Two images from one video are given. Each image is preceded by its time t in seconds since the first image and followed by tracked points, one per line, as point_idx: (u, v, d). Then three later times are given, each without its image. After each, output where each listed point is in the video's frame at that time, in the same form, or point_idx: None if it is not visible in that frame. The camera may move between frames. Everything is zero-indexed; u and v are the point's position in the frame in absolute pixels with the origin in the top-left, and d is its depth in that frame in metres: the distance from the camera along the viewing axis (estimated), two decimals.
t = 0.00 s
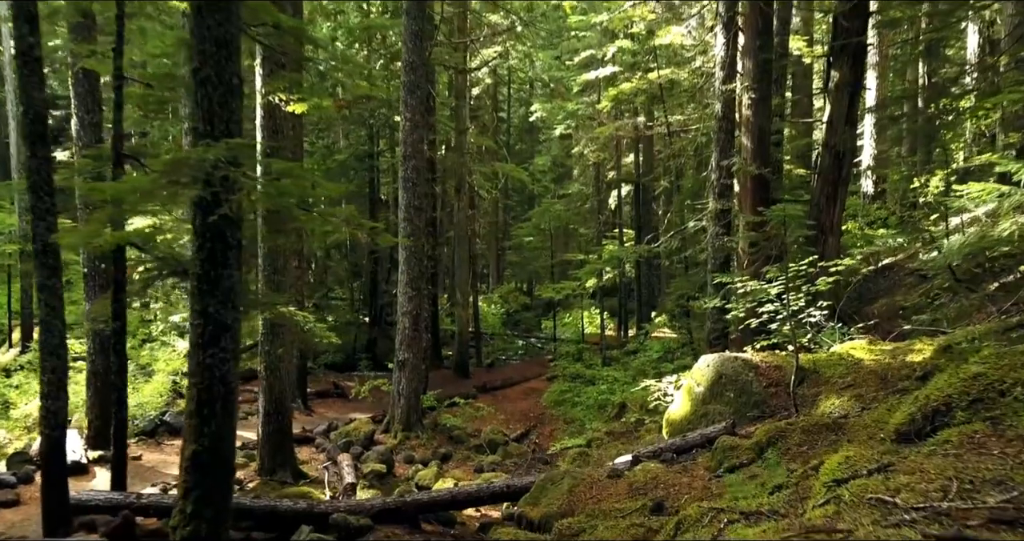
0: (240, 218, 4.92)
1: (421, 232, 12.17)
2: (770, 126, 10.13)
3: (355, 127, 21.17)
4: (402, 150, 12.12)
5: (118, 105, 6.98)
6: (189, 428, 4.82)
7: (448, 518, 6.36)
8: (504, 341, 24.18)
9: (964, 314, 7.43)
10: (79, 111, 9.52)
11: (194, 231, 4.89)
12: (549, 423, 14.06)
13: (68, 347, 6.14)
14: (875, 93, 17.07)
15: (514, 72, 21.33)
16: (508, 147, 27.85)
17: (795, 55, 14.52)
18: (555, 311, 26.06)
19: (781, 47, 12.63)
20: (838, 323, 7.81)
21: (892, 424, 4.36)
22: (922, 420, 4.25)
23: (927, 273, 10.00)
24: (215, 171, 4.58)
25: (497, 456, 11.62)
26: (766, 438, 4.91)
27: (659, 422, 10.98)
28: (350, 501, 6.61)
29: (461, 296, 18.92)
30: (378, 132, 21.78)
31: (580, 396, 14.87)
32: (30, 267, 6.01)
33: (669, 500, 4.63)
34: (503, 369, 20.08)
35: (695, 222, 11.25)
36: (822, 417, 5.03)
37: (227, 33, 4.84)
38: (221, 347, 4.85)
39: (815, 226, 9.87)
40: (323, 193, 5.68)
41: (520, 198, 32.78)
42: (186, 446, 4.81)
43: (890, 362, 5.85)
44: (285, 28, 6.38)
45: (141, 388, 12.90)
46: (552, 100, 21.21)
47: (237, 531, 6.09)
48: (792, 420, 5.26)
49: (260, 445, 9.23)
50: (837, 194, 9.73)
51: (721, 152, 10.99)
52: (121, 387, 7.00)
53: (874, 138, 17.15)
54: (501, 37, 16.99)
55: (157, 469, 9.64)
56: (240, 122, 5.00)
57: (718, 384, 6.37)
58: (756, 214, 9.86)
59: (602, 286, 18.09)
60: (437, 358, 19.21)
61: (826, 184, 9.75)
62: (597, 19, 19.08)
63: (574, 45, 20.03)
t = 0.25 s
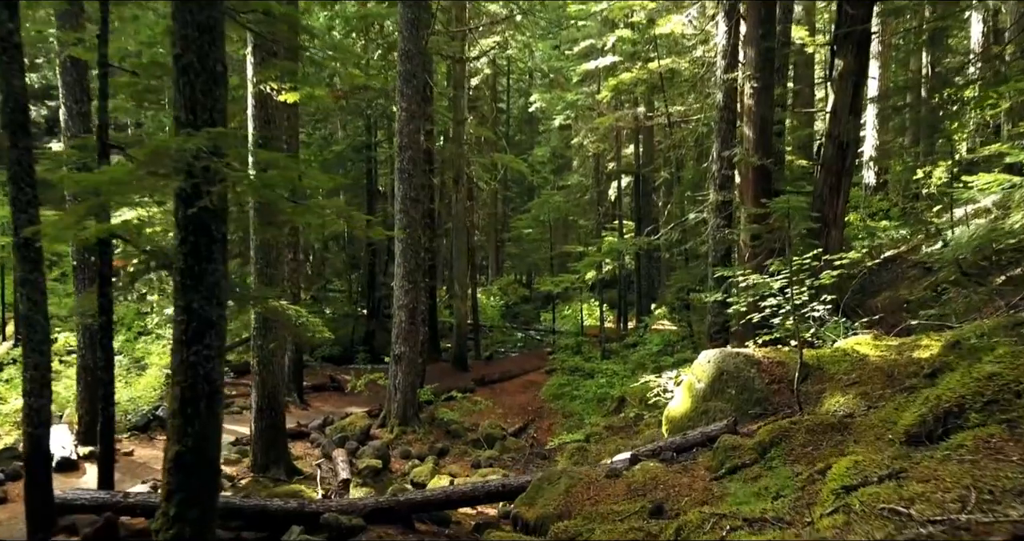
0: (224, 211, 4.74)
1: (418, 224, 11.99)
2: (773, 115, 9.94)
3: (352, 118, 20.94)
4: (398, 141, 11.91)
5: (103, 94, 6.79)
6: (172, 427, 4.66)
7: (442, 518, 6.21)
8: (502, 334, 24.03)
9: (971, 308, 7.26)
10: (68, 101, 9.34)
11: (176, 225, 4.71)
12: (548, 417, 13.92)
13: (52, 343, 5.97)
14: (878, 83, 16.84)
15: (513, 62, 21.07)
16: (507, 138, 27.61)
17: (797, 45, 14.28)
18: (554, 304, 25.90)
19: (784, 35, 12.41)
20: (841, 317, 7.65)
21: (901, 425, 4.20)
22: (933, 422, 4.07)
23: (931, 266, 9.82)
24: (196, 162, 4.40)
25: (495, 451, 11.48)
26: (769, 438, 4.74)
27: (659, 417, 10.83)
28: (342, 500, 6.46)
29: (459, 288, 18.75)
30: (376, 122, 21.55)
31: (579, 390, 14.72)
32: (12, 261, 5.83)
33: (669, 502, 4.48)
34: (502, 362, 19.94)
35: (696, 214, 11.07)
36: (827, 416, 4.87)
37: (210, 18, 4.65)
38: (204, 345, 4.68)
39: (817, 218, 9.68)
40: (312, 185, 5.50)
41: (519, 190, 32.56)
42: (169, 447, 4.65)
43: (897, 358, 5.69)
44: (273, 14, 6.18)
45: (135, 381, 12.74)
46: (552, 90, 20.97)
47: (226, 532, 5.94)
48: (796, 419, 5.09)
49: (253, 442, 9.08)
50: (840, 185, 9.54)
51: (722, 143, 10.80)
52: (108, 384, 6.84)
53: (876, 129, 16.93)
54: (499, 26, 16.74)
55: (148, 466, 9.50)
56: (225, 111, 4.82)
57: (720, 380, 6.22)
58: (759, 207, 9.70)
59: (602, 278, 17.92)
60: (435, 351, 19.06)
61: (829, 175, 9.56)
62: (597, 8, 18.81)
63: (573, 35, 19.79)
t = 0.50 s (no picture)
0: (208, 203, 4.57)
1: (414, 217, 11.82)
2: (775, 105, 9.75)
3: (350, 109, 20.70)
4: (394, 131, 11.72)
5: (88, 83, 6.60)
6: (155, 427, 4.50)
7: (437, 518, 6.08)
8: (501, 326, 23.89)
9: (978, 303, 7.10)
10: (56, 90, 9.15)
11: (158, 217, 4.54)
12: (546, 411, 13.78)
13: (35, 338, 5.79)
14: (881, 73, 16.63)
15: (512, 52, 20.83)
16: (506, 129, 27.40)
17: (801, 34, 14.06)
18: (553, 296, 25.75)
19: (788, 23, 12.20)
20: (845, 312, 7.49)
21: (912, 427, 4.04)
22: (946, 424, 3.91)
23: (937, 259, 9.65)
24: (177, 152, 4.22)
25: (492, 446, 11.36)
26: (773, 439, 4.59)
27: (658, 411, 10.68)
28: (334, 499, 6.32)
29: (458, 280, 18.59)
30: (373, 113, 21.32)
31: (578, 383, 14.58)
32: None
33: (670, 505, 4.32)
34: (501, 354, 19.80)
35: (697, 206, 10.89)
36: (833, 415, 4.71)
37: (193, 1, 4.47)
38: (188, 342, 4.52)
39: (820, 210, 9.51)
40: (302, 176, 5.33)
41: (518, 181, 32.35)
42: (151, 447, 4.50)
43: (903, 355, 5.54)
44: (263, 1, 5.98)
45: (128, 375, 12.57)
46: (551, 80, 20.75)
47: (214, 531, 5.80)
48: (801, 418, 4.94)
49: (246, 437, 8.94)
50: (844, 177, 9.37)
51: (724, 134, 10.62)
52: (95, 379, 6.67)
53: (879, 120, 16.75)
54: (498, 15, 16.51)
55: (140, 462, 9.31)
56: (210, 99, 4.63)
57: (721, 377, 6.07)
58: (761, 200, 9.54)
59: (601, 271, 17.75)
60: (433, 343, 18.91)
61: (833, 167, 9.38)
62: None
63: (573, 25, 19.55)
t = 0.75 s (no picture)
0: (190, 195, 4.39)
1: (411, 209, 11.64)
2: (778, 95, 9.56)
3: (347, 99, 20.47)
4: (390, 122, 11.52)
5: (72, 71, 6.40)
6: (136, 428, 4.34)
7: (431, 519, 5.93)
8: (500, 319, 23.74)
9: (986, 297, 6.93)
10: (43, 79, 8.96)
11: (138, 210, 4.36)
12: (545, 405, 13.63)
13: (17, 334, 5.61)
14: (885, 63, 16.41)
15: (511, 41, 20.58)
16: (505, 120, 27.17)
17: (803, 23, 13.83)
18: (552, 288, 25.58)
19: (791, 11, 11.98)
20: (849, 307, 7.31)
21: (924, 430, 3.88)
22: (960, 427, 3.74)
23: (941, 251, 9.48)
24: (155, 141, 4.04)
25: (490, 441, 11.21)
26: (778, 441, 4.42)
27: (658, 406, 10.53)
28: (326, 498, 6.17)
29: (456, 273, 18.43)
30: (371, 104, 21.09)
31: (577, 377, 14.43)
32: None
33: (671, 508, 4.16)
34: (499, 347, 19.66)
35: (698, 197, 10.69)
36: (840, 415, 4.55)
37: None
38: (171, 340, 4.35)
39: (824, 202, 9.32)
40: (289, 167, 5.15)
41: (517, 172, 32.13)
42: (132, 448, 4.33)
43: (911, 351, 5.38)
44: None
45: (121, 368, 12.41)
46: (550, 70, 20.51)
47: (203, 532, 5.65)
48: (806, 417, 4.78)
49: (239, 433, 8.80)
50: (848, 167, 9.17)
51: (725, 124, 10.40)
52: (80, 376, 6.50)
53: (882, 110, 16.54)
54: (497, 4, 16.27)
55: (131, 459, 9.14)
56: (191, 86, 4.45)
57: (722, 374, 5.91)
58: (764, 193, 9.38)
59: (601, 263, 17.58)
60: (431, 336, 18.76)
61: (837, 157, 9.18)
62: None
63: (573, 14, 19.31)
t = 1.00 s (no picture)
0: (171, 188, 4.22)
1: (407, 201, 11.45)
2: (781, 84, 9.37)
3: (344, 90, 20.24)
4: (386, 112, 11.31)
5: (55, 60, 6.22)
6: (117, 429, 4.18)
7: (425, 519, 5.79)
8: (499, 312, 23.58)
9: (994, 292, 6.77)
10: (30, 68, 8.76)
11: (117, 203, 4.19)
12: (543, 400, 13.49)
13: None
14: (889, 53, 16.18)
15: (510, 31, 20.32)
16: (504, 111, 26.93)
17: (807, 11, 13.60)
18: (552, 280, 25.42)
19: None
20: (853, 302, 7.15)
21: (937, 434, 3.73)
22: (975, 432, 3.59)
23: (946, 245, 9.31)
24: (132, 132, 3.86)
25: (487, 436, 11.07)
26: (783, 443, 4.27)
27: (658, 402, 10.38)
28: (318, 498, 6.02)
29: (454, 265, 18.26)
30: (368, 95, 20.86)
31: (576, 370, 14.29)
32: None
33: (672, 512, 4.00)
34: (498, 340, 19.51)
35: (699, 189, 10.50)
36: (847, 416, 4.39)
37: None
38: (152, 338, 4.18)
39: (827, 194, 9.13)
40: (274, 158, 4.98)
41: (517, 164, 31.91)
42: (113, 450, 4.18)
43: (919, 349, 5.23)
44: None
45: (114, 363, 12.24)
46: (550, 61, 20.27)
47: (192, 532, 5.51)
48: (811, 418, 4.63)
49: (231, 430, 8.66)
50: (852, 159, 8.98)
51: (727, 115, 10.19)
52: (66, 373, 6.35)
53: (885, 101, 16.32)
54: None
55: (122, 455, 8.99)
56: (172, 74, 4.27)
57: (723, 371, 5.75)
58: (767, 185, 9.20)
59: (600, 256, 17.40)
60: (429, 329, 18.60)
61: (841, 148, 8.99)
62: None
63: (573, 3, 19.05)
